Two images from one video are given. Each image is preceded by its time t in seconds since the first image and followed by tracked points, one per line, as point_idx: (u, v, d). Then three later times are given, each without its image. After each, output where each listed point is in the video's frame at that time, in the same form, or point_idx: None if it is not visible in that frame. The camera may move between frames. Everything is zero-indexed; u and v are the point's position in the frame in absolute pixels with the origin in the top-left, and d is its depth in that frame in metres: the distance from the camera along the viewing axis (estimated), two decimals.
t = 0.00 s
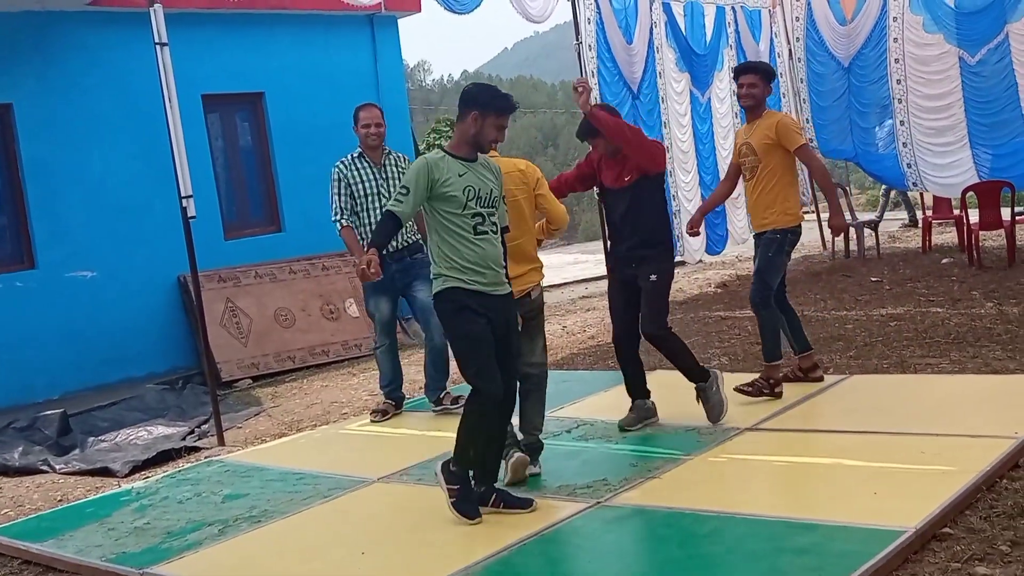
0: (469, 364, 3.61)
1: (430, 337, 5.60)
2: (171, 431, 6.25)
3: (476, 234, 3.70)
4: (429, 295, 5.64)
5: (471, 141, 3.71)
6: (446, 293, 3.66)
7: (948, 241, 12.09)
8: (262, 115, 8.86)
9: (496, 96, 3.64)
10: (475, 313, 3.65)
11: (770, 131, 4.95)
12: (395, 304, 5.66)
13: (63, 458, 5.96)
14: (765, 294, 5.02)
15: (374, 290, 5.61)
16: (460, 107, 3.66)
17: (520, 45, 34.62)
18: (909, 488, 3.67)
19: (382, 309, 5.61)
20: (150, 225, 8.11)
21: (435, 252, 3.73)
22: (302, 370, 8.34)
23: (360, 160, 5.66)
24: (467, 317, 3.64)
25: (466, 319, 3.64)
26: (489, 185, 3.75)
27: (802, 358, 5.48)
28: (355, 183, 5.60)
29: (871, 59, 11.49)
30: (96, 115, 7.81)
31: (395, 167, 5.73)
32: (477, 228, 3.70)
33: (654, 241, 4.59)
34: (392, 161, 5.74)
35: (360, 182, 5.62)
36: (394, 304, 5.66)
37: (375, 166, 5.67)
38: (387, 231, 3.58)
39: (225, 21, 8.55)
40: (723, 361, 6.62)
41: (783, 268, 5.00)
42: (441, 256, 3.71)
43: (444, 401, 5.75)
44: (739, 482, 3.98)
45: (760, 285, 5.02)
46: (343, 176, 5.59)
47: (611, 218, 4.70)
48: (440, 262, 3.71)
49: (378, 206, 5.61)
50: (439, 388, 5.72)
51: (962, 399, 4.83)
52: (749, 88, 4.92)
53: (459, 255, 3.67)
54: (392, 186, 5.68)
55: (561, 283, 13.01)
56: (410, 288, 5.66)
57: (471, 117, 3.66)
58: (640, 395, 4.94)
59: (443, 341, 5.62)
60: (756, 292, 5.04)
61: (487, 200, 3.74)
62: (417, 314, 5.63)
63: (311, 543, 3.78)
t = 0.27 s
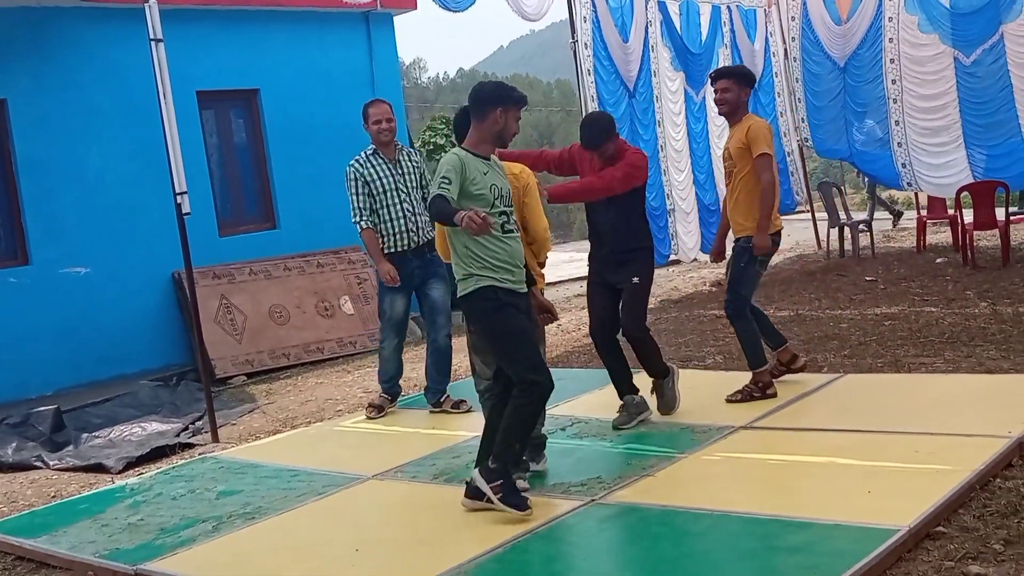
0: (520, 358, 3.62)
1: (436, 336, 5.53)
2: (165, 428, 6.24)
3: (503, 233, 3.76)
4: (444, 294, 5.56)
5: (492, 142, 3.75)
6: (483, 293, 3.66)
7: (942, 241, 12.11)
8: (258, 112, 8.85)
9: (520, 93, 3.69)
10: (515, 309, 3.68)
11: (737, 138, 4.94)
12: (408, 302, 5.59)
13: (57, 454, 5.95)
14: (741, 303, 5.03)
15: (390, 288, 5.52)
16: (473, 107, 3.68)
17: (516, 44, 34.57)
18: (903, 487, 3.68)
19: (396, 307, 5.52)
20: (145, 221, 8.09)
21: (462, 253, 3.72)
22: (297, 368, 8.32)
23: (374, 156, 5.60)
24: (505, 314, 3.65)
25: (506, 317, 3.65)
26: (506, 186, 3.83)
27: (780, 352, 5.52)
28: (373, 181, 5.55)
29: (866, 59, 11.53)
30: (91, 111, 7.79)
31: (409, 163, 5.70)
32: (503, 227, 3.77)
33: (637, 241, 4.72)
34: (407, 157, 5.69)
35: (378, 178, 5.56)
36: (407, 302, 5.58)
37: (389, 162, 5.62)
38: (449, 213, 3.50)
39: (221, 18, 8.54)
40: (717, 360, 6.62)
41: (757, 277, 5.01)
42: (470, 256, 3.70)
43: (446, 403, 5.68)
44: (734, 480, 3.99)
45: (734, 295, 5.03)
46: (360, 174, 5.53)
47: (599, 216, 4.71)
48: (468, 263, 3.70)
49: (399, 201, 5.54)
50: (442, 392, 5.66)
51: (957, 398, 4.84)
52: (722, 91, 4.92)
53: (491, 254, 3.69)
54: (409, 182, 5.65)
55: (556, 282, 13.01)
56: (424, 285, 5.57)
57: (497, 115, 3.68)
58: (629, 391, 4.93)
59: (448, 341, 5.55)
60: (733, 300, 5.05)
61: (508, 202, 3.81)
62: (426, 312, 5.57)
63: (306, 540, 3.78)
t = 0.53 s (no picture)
0: (574, 361, 3.55)
1: (439, 338, 5.53)
2: (167, 433, 6.24)
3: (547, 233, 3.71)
4: (450, 298, 5.53)
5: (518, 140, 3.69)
6: (540, 293, 3.56)
7: (945, 243, 12.10)
8: (259, 116, 8.86)
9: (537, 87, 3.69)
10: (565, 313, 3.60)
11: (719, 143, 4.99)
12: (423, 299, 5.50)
13: (59, 459, 5.95)
14: (735, 310, 5.02)
15: (408, 284, 5.41)
16: (496, 105, 3.62)
17: (518, 48, 34.55)
18: (905, 490, 3.68)
19: (418, 303, 5.40)
20: (147, 226, 8.10)
21: (517, 254, 3.59)
22: (299, 372, 8.32)
23: (385, 157, 5.59)
24: (557, 316, 3.55)
25: (557, 319, 3.55)
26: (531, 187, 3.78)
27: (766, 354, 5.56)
28: (383, 183, 5.55)
29: (868, 63, 11.51)
30: (94, 116, 7.81)
31: (422, 163, 5.66)
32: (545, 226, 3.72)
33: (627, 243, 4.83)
34: (422, 159, 5.65)
35: (389, 180, 5.55)
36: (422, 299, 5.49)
37: (400, 164, 5.59)
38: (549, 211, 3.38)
39: (222, 22, 8.54)
40: (719, 364, 6.62)
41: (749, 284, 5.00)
42: (526, 257, 3.60)
43: (448, 408, 5.68)
44: (736, 482, 3.99)
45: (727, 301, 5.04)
46: (370, 176, 5.57)
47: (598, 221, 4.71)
48: (524, 263, 3.58)
49: (409, 201, 5.49)
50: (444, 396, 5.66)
51: (959, 401, 4.84)
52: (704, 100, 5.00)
53: (545, 253, 3.62)
54: (420, 183, 5.60)
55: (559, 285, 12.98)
56: (434, 285, 5.50)
57: (525, 109, 3.65)
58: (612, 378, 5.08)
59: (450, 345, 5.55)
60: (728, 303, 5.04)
61: (542, 202, 3.76)
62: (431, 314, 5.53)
63: (309, 544, 3.78)
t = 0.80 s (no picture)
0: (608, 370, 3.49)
1: (442, 341, 5.54)
2: (167, 434, 6.24)
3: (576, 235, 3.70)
4: (451, 301, 5.54)
5: (550, 137, 3.69)
6: (589, 295, 3.50)
7: (944, 244, 12.10)
8: (259, 117, 8.85)
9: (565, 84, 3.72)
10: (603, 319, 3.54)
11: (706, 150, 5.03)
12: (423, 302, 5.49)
13: (59, 460, 5.95)
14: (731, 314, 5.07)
15: (405, 288, 5.43)
16: (526, 104, 3.62)
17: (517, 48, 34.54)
18: (905, 491, 3.68)
19: (415, 306, 5.41)
20: (147, 227, 8.10)
21: (566, 256, 3.52)
22: (299, 373, 8.32)
23: (384, 159, 5.52)
24: (603, 321, 3.50)
25: (605, 323, 3.50)
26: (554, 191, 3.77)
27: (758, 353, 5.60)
28: (379, 186, 5.51)
29: (869, 65, 11.52)
30: (94, 117, 7.81)
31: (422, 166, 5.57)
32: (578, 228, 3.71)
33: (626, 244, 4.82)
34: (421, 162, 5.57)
35: (385, 183, 5.50)
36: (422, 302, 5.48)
37: (399, 167, 5.52)
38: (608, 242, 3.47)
39: (221, 23, 8.54)
40: (719, 365, 6.62)
41: (738, 288, 5.05)
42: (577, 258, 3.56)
43: (450, 408, 5.70)
44: (736, 484, 3.99)
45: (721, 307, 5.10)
46: (368, 179, 5.53)
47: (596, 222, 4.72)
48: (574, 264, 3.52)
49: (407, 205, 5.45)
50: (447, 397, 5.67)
51: (959, 401, 4.84)
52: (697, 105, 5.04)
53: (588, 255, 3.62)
54: (418, 187, 5.53)
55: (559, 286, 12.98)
56: (435, 288, 5.50)
57: (559, 106, 3.66)
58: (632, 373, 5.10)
59: (453, 347, 5.56)
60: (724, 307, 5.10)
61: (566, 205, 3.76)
62: (433, 317, 5.56)
63: (308, 545, 3.78)
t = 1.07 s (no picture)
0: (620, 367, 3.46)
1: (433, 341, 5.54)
2: (168, 430, 6.25)
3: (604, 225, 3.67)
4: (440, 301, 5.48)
5: (579, 125, 3.68)
6: (610, 288, 3.48)
7: (946, 241, 12.10)
8: (260, 114, 8.86)
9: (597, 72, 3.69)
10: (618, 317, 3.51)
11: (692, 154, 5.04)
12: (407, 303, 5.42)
13: (61, 456, 5.96)
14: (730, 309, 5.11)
15: (390, 286, 5.35)
16: (557, 89, 3.59)
17: (518, 45, 34.50)
18: (906, 488, 3.68)
19: (398, 305, 5.33)
20: (148, 224, 8.11)
21: (589, 247, 3.51)
22: (300, 369, 8.33)
23: (375, 156, 5.44)
24: (622, 316, 3.47)
25: (622, 318, 3.47)
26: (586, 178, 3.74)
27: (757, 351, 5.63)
28: (369, 183, 5.43)
29: (870, 63, 11.49)
30: (96, 114, 7.82)
31: (413, 163, 5.48)
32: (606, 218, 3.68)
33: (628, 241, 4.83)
34: (411, 158, 5.48)
35: (375, 180, 5.41)
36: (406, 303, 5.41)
37: (390, 163, 5.44)
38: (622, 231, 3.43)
39: (222, 20, 8.54)
40: (720, 361, 6.63)
41: (737, 283, 5.08)
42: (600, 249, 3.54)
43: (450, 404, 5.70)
44: (737, 480, 3.99)
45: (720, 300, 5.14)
46: (358, 176, 5.44)
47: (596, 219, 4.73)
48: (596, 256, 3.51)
49: (396, 202, 5.37)
50: (443, 394, 5.68)
51: (960, 399, 4.84)
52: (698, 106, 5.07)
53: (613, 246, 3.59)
54: (408, 184, 5.44)
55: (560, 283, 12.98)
56: (422, 288, 5.44)
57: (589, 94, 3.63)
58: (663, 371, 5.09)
59: (445, 346, 5.58)
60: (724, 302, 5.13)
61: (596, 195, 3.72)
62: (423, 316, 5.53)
63: (310, 541, 3.79)
